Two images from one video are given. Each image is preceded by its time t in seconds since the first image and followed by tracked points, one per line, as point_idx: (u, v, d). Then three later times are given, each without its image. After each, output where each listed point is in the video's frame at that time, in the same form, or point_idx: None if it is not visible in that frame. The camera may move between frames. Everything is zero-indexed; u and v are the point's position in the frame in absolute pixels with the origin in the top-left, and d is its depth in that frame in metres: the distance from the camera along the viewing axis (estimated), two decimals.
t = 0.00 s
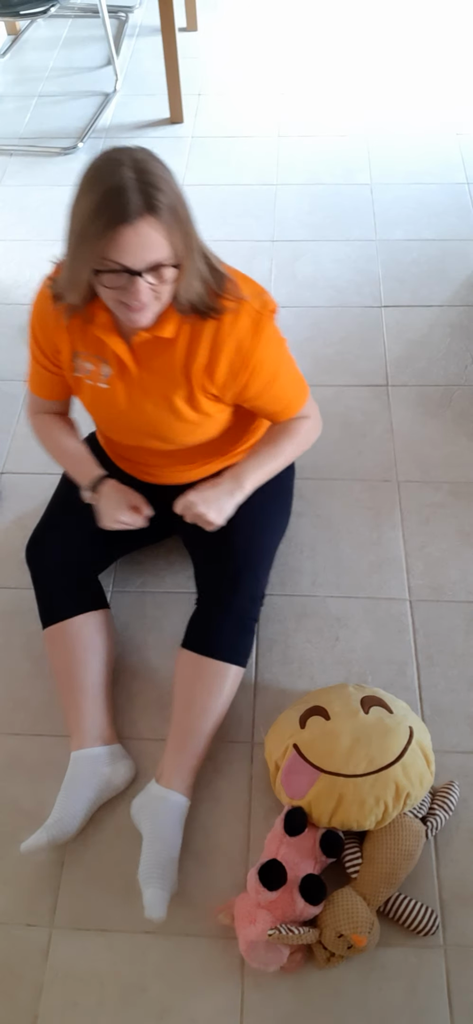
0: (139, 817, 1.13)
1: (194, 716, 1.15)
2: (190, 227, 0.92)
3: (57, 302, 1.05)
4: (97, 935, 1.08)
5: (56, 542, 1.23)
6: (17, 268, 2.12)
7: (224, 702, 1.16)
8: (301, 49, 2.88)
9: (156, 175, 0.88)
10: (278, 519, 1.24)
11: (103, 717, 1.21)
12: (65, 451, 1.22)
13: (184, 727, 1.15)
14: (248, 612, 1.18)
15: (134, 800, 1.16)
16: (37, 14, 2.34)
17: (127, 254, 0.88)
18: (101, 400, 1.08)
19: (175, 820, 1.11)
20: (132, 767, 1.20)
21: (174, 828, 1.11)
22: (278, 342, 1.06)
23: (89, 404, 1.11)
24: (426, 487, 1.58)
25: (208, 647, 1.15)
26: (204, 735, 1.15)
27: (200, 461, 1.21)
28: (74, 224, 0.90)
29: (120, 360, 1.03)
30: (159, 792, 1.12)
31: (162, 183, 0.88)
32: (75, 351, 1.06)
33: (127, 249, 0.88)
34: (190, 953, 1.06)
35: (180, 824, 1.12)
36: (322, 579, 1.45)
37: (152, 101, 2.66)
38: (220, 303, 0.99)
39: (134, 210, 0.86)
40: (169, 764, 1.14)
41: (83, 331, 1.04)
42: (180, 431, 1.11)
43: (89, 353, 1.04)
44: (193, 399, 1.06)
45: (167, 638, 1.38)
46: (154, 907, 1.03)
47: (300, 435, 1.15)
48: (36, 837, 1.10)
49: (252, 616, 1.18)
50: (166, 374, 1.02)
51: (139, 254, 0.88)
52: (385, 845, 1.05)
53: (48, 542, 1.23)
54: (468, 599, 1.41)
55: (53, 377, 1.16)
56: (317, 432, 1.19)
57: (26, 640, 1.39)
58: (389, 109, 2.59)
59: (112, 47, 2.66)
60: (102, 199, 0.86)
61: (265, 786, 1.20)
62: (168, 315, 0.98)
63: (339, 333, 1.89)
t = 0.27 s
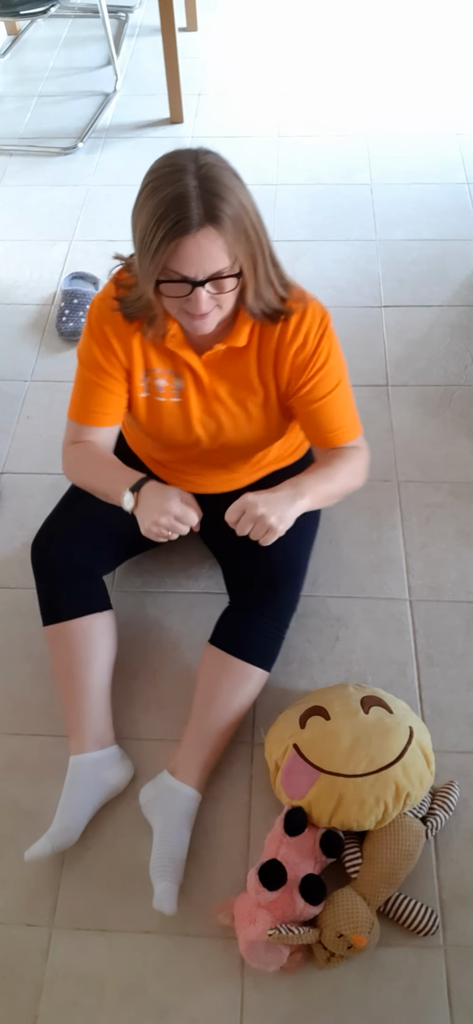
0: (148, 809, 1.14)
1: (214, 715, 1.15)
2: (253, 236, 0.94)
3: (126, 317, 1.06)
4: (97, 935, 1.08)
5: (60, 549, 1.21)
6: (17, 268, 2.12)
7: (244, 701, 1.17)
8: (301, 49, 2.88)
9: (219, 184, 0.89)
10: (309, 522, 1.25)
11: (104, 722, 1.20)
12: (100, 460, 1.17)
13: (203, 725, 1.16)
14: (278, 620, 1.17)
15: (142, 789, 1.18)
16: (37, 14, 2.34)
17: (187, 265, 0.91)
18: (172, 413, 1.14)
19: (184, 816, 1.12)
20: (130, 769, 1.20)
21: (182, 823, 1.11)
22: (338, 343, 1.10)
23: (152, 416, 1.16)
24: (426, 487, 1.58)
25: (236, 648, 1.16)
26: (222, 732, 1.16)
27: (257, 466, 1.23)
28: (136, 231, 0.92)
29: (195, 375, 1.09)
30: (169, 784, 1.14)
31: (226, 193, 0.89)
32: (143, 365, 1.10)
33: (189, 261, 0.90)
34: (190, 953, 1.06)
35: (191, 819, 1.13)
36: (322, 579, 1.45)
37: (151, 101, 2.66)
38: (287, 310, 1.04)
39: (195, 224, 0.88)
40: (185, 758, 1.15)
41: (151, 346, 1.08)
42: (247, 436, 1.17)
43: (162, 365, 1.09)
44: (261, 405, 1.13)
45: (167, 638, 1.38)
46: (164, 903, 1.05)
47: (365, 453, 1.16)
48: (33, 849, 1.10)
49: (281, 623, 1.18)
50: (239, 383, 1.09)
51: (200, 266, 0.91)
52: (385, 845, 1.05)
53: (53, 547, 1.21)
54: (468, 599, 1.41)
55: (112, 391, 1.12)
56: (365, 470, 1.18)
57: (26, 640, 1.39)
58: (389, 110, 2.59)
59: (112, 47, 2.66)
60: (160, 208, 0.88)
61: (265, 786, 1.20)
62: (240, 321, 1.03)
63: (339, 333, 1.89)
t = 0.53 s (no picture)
0: (153, 807, 1.14)
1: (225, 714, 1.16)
2: (243, 235, 0.92)
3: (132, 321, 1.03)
4: (97, 935, 1.08)
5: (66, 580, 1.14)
6: (17, 268, 2.12)
7: (255, 702, 1.17)
8: (301, 49, 2.88)
9: (207, 188, 0.86)
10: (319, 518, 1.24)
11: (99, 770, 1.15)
12: (109, 505, 1.06)
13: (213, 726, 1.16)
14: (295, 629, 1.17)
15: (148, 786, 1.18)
16: (37, 14, 2.34)
17: (176, 275, 0.90)
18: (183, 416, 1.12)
19: (189, 816, 1.12)
20: (115, 824, 1.15)
21: (187, 824, 1.12)
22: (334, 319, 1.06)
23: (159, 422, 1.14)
24: (426, 487, 1.58)
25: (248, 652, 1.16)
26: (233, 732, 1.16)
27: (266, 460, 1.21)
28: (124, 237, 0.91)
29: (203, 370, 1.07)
30: (178, 783, 1.14)
31: (215, 197, 0.87)
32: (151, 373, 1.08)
33: (178, 268, 0.89)
34: (189, 954, 1.06)
35: (194, 821, 1.13)
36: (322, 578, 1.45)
37: (151, 101, 2.66)
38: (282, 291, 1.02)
39: (182, 232, 0.86)
40: (194, 756, 1.16)
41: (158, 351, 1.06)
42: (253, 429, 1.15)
43: (171, 367, 1.07)
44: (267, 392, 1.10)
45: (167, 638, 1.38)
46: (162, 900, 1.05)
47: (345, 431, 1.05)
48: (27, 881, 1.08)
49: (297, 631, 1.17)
50: (245, 371, 1.07)
51: (191, 271, 0.89)
52: (385, 846, 1.05)
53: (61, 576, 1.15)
54: (468, 599, 1.41)
55: (121, 391, 1.06)
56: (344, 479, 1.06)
57: (26, 640, 1.39)
58: (388, 109, 2.59)
59: (113, 47, 2.66)
60: (147, 217, 0.86)
61: (265, 786, 1.20)
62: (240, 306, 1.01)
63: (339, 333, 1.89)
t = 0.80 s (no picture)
0: (160, 806, 1.15)
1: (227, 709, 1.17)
2: (192, 278, 0.86)
3: (81, 368, 0.97)
4: (97, 935, 1.08)
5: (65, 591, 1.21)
6: (17, 268, 2.12)
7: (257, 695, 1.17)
8: (300, 49, 2.88)
9: (150, 237, 0.81)
10: (301, 511, 1.23)
11: (97, 775, 1.17)
12: (97, 559, 1.11)
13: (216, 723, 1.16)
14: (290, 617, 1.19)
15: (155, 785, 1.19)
16: (37, 14, 2.34)
17: (129, 327, 0.84)
18: (133, 444, 1.10)
19: (195, 814, 1.12)
20: (118, 833, 1.15)
21: (193, 822, 1.12)
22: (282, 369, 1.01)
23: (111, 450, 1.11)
24: (426, 487, 1.58)
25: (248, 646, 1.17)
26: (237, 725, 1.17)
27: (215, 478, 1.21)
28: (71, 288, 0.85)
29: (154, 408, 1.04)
30: (184, 780, 1.14)
31: (158, 249, 0.81)
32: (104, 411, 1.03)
33: (130, 322, 0.83)
34: (189, 954, 1.06)
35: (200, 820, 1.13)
36: (322, 579, 1.45)
37: (152, 101, 2.66)
38: (233, 327, 0.97)
39: (127, 290, 0.80)
40: (197, 754, 1.16)
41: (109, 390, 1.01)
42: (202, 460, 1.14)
43: (121, 405, 1.03)
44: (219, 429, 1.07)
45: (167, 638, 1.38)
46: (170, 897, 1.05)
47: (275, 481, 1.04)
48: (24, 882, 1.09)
49: (291, 620, 1.19)
50: (196, 410, 1.04)
51: (139, 329, 0.84)
52: (385, 846, 1.05)
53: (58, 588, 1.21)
54: (468, 599, 1.41)
55: (90, 438, 1.04)
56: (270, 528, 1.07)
57: (27, 640, 1.39)
58: (388, 109, 2.59)
59: (113, 47, 2.66)
60: (91, 273, 0.80)
61: (265, 785, 1.20)
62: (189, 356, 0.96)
63: (339, 333, 1.89)
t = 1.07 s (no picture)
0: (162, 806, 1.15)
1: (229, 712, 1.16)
2: (141, 345, 0.82)
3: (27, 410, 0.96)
4: (97, 935, 1.08)
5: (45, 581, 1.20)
6: (17, 268, 2.12)
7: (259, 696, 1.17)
8: (300, 49, 2.88)
9: (93, 314, 0.77)
10: (293, 513, 1.23)
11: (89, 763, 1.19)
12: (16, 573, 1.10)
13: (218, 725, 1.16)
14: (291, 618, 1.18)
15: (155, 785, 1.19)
16: (37, 14, 2.34)
17: (82, 404, 0.81)
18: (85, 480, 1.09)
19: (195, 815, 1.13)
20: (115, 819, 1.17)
21: (194, 823, 1.12)
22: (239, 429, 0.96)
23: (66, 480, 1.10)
24: (426, 487, 1.58)
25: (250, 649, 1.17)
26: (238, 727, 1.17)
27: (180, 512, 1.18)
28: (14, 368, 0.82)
29: (104, 452, 1.02)
30: (186, 782, 1.14)
31: (101, 326, 0.77)
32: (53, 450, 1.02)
33: (81, 399, 0.81)
34: (189, 954, 1.06)
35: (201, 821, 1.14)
36: (322, 579, 1.45)
37: (152, 101, 2.66)
38: (183, 395, 0.93)
39: (73, 373, 0.77)
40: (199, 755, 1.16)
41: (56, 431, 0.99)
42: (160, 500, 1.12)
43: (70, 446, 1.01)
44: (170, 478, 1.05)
45: (167, 638, 1.38)
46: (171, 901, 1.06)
47: (258, 545, 0.96)
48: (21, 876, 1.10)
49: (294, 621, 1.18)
50: (144, 462, 1.02)
51: (91, 405, 0.82)
52: (385, 845, 1.05)
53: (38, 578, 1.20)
54: (468, 599, 1.41)
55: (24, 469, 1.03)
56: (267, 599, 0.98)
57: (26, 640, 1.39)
58: (389, 110, 2.59)
59: (113, 47, 2.66)
60: (33, 358, 0.78)
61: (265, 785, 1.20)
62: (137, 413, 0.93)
63: (339, 333, 1.89)
